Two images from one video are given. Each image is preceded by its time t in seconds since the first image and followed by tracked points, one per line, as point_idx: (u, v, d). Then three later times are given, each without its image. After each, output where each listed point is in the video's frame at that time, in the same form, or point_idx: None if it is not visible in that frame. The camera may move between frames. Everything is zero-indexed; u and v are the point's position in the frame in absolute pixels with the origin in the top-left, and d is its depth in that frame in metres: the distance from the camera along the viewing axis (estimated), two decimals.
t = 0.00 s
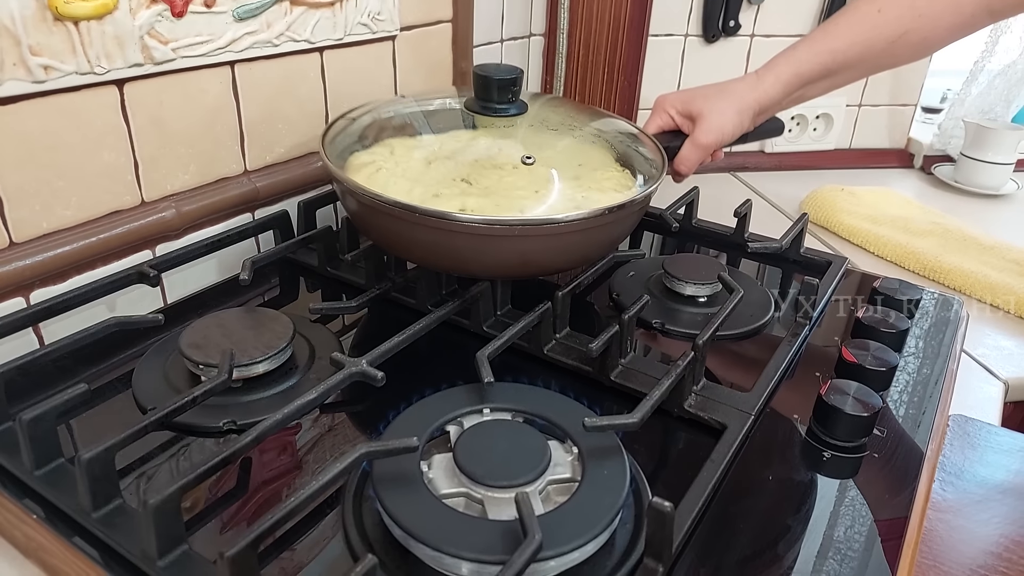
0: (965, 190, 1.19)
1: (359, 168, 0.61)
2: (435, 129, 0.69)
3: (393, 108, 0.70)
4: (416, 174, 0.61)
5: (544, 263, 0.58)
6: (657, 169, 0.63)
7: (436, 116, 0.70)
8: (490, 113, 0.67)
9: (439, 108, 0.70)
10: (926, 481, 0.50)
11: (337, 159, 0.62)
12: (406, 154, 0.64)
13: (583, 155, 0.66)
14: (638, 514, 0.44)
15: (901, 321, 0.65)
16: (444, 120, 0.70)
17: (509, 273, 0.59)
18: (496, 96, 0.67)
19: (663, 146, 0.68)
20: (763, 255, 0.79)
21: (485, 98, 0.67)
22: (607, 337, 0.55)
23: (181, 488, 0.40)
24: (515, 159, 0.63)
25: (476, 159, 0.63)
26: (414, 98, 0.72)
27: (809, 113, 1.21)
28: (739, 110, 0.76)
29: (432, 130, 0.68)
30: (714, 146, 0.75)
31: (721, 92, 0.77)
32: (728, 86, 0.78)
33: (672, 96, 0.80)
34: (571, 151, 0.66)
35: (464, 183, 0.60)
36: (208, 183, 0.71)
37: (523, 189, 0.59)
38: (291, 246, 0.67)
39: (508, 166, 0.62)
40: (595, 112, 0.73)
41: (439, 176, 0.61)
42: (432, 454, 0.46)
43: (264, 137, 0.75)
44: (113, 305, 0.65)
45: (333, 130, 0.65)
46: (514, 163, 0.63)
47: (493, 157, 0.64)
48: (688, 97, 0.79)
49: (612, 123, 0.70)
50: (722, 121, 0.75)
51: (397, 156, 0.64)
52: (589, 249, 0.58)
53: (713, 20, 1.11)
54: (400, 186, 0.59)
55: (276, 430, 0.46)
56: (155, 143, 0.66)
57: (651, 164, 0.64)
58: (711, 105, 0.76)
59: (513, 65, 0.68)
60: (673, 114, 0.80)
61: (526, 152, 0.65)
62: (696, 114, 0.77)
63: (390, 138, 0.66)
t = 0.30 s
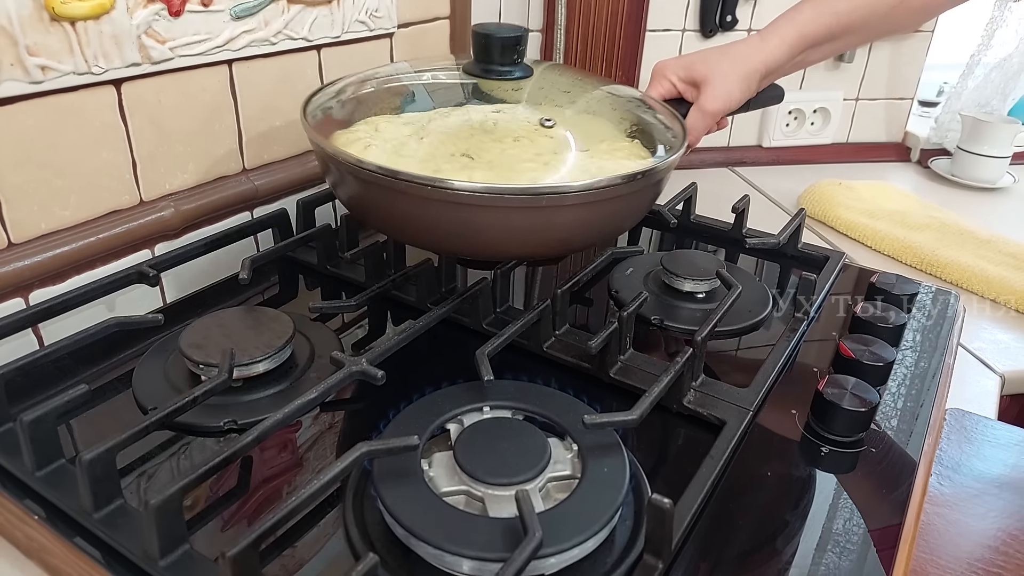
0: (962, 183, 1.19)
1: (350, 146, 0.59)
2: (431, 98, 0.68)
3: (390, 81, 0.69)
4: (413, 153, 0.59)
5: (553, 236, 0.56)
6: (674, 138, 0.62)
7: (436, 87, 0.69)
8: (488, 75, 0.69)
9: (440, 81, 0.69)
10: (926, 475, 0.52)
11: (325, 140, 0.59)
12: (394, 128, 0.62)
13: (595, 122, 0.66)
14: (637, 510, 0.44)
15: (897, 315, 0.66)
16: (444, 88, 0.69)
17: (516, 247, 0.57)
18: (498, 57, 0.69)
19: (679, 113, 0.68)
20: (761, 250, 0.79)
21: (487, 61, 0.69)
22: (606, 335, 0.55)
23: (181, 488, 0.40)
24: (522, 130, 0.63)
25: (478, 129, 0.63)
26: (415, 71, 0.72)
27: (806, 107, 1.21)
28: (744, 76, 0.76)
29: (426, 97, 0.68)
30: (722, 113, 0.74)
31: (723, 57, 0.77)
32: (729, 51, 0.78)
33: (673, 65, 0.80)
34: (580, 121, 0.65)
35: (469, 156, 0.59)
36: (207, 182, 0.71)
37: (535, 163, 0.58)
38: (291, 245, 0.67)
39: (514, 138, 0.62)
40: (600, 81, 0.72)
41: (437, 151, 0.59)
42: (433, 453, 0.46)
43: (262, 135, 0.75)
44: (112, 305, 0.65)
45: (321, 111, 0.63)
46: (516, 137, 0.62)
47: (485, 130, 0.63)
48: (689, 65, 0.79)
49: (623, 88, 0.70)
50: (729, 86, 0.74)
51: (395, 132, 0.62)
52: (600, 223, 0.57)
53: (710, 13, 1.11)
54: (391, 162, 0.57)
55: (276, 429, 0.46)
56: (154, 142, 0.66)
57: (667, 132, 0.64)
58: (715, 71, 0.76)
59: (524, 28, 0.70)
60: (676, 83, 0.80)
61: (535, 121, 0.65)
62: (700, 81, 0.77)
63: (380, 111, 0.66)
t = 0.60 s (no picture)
0: (960, 174, 1.19)
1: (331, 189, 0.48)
2: (431, 117, 0.60)
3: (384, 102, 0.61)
4: (408, 190, 0.49)
5: (591, 303, 0.44)
6: (711, 156, 0.56)
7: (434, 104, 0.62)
8: (506, 99, 0.61)
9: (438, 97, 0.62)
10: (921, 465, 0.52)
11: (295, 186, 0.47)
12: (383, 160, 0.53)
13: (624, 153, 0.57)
14: (634, 499, 0.44)
15: (894, 307, 0.67)
16: (443, 107, 0.62)
17: (544, 316, 0.44)
18: (518, 78, 0.61)
19: (704, 127, 0.61)
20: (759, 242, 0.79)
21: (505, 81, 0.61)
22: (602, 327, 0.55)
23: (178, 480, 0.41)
24: (541, 159, 0.55)
25: (484, 158, 0.55)
26: (412, 86, 0.64)
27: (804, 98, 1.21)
28: (770, 83, 0.76)
29: (423, 118, 0.60)
30: (745, 126, 0.74)
31: (745, 65, 0.77)
32: (753, 57, 0.78)
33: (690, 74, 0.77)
34: (605, 143, 0.58)
35: (486, 199, 0.48)
36: (203, 175, 0.71)
37: (570, 201, 0.48)
38: (287, 238, 0.67)
39: (533, 170, 0.53)
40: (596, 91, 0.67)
41: (442, 187, 0.49)
42: (430, 444, 0.46)
43: (258, 128, 0.75)
44: (109, 299, 0.65)
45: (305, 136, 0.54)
46: (534, 168, 0.54)
47: (496, 155, 0.56)
48: (706, 73, 0.76)
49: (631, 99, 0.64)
50: (756, 95, 0.74)
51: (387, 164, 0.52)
52: (647, 290, 0.45)
53: (707, 5, 1.11)
54: (383, 210, 0.46)
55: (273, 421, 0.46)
56: (149, 136, 0.65)
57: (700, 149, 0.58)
58: (739, 81, 0.75)
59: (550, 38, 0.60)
60: (690, 94, 0.77)
61: (553, 145, 0.58)
62: (720, 91, 0.75)
63: (371, 137, 0.57)
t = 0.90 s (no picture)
0: (955, 141, 1.18)
1: (292, 271, 0.37)
2: (424, 142, 0.51)
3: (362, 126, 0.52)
4: (385, 256, 0.39)
5: (621, 412, 0.33)
6: (722, 178, 0.48)
7: (427, 123, 0.53)
8: (506, 141, 0.48)
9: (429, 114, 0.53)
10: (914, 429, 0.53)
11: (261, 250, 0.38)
12: (356, 216, 0.43)
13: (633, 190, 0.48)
14: (624, 462, 0.44)
15: (888, 272, 0.67)
16: (436, 130, 0.52)
17: (564, 425, 0.33)
18: (518, 115, 0.48)
19: (706, 143, 0.53)
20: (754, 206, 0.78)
21: (501, 118, 0.49)
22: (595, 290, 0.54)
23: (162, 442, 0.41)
24: (537, 208, 0.45)
25: (479, 205, 0.45)
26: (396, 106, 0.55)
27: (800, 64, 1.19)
28: (779, 94, 0.71)
29: (416, 145, 0.51)
30: (756, 143, 0.67)
31: (752, 76, 0.71)
32: (761, 67, 0.73)
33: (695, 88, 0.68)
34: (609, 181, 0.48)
35: (482, 261, 0.39)
36: (185, 137, 0.69)
37: (582, 265, 0.39)
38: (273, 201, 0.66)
39: (530, 218, 0.44)
40: (583, 113, 0.56)
41: (429, 250, 0.39)
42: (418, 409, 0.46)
43: (242, 89, 0.73)
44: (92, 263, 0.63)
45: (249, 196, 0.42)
46: (532, 215, 0.44)
47: (486, 200, 0.46)
48: (712, 85, 0.69)
49: (621, 120, 0.55)
50: (768, 110, 0.69)
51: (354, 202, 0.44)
52: (666, 396, 0.34)
53: None
54: (356, 287, 0.36)
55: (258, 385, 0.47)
56: (128, 97, 0.63)
57: (709, 171, 0.49)
58: (748, 94, 0.69)
59: (556, 64, 0.48)
60: (693, 109, 0.68)
61: (551, 179, 0.48)
62: (728, 106, 0.68)
63: (357, 171, 0.48)
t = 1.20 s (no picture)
0: (960, 115, 1.17)
1: (261, 325, 0.36)
2: (420, 164, 0.51)
3: (359, 150, 0.52)
4: (367, 300, 0.38)
5: (614, 482, 0.32)
6: (717, 195, 0.48)
7: (424, 144, 0.52)
8: (491, 176, 0.46)
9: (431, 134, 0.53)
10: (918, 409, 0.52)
11: (222, 308, 0.37)
12: (334, 249, 0.42)
13: (631, 213, 0.47)
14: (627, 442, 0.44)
15: (894, 248, 0.66)
16: (434, 149, 0.52)
17: (554, 497, 0.32)
18: (509, 148, 0.46)
19: (699, 156, 0.52)
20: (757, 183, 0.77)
21: (490, 151, 0.46)
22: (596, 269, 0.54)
23: (159, 427, 0.40)
24: (527, 233, 0.44)
25: (465, 234, 0.44)
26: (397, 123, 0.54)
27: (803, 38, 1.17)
28: (780, 96, 0.70)
29: (411, 167, 0.51)
30: (755, 152, 0.65)
31: (752, 79, 0.69)
32: (761, 68, 0.71)
33: (691, 93, 0.66)
34: (603, 200, 0.48)
35: (470, 300, 0.38)
36: (180, 120, 0.68)
37: (576, 302, 0.38)
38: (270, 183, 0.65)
39: (519, 246, 0.43)
40: (575, 131, 0.55)
41: (412, 291, 0.38)
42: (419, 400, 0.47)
43: (236, 71, 0.72)
44: (88, 248, 0.63)
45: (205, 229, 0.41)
46: (521, 243, 0.43)
47: (473, 224, 0.44)
48: (709, 91, 0.67)
49: (614, 136, 0.54)
50: (768, 115, 0.67)
51: (333, 232, 0.44)
52: (659, 467, 0.33)
53: None
54: (337, 341, 0.35)
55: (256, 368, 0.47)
56: (121, 80, 0.62)
57: (704, 189, 0.49)
58: (747, 98, 0.67)
59: (544, 90, 0.45)
60: (689, 115, 0.66)
61: (545, 208, 0.46)
62: (726, 111, 0.67)
63: (347, 197, 0.48)
